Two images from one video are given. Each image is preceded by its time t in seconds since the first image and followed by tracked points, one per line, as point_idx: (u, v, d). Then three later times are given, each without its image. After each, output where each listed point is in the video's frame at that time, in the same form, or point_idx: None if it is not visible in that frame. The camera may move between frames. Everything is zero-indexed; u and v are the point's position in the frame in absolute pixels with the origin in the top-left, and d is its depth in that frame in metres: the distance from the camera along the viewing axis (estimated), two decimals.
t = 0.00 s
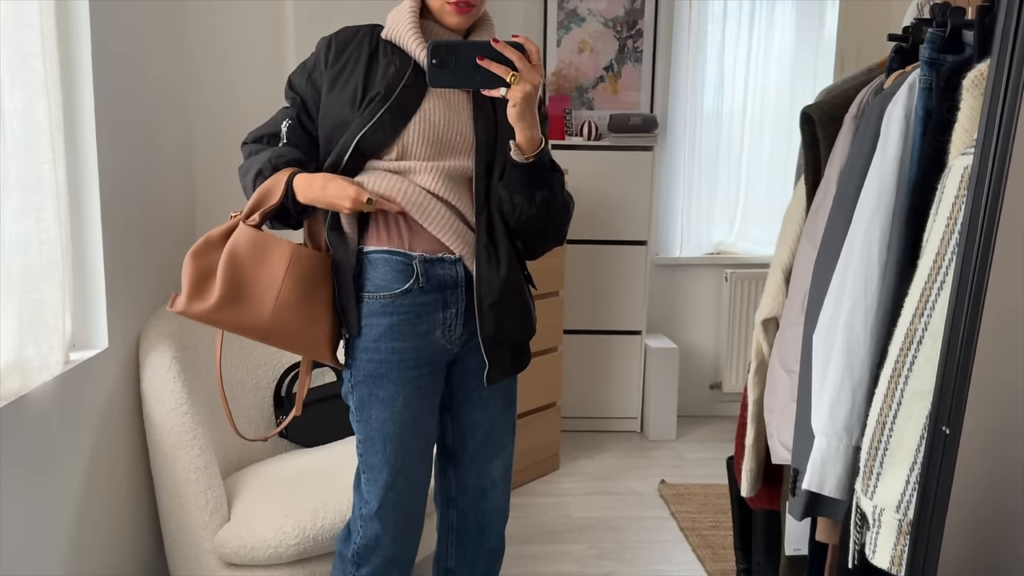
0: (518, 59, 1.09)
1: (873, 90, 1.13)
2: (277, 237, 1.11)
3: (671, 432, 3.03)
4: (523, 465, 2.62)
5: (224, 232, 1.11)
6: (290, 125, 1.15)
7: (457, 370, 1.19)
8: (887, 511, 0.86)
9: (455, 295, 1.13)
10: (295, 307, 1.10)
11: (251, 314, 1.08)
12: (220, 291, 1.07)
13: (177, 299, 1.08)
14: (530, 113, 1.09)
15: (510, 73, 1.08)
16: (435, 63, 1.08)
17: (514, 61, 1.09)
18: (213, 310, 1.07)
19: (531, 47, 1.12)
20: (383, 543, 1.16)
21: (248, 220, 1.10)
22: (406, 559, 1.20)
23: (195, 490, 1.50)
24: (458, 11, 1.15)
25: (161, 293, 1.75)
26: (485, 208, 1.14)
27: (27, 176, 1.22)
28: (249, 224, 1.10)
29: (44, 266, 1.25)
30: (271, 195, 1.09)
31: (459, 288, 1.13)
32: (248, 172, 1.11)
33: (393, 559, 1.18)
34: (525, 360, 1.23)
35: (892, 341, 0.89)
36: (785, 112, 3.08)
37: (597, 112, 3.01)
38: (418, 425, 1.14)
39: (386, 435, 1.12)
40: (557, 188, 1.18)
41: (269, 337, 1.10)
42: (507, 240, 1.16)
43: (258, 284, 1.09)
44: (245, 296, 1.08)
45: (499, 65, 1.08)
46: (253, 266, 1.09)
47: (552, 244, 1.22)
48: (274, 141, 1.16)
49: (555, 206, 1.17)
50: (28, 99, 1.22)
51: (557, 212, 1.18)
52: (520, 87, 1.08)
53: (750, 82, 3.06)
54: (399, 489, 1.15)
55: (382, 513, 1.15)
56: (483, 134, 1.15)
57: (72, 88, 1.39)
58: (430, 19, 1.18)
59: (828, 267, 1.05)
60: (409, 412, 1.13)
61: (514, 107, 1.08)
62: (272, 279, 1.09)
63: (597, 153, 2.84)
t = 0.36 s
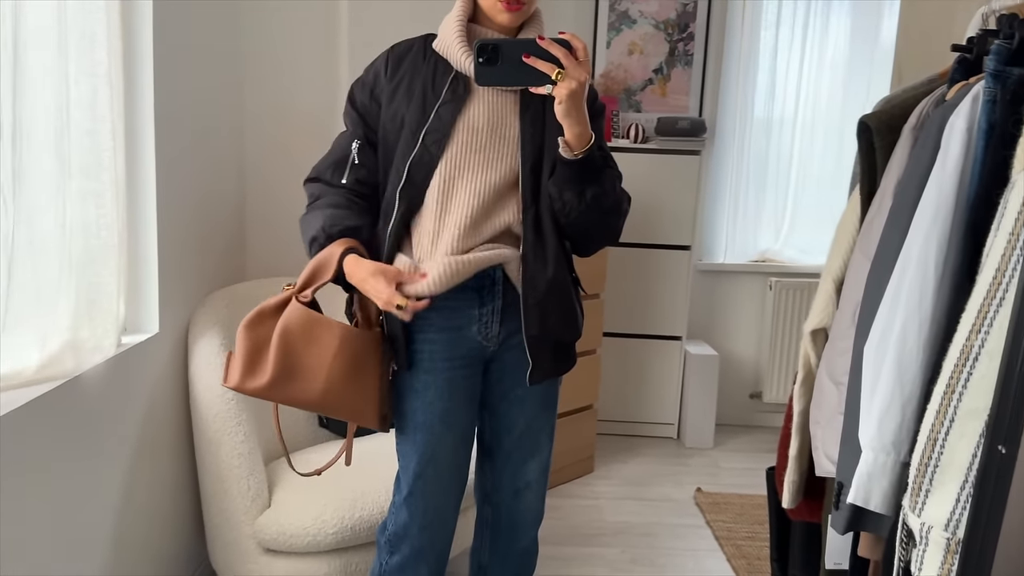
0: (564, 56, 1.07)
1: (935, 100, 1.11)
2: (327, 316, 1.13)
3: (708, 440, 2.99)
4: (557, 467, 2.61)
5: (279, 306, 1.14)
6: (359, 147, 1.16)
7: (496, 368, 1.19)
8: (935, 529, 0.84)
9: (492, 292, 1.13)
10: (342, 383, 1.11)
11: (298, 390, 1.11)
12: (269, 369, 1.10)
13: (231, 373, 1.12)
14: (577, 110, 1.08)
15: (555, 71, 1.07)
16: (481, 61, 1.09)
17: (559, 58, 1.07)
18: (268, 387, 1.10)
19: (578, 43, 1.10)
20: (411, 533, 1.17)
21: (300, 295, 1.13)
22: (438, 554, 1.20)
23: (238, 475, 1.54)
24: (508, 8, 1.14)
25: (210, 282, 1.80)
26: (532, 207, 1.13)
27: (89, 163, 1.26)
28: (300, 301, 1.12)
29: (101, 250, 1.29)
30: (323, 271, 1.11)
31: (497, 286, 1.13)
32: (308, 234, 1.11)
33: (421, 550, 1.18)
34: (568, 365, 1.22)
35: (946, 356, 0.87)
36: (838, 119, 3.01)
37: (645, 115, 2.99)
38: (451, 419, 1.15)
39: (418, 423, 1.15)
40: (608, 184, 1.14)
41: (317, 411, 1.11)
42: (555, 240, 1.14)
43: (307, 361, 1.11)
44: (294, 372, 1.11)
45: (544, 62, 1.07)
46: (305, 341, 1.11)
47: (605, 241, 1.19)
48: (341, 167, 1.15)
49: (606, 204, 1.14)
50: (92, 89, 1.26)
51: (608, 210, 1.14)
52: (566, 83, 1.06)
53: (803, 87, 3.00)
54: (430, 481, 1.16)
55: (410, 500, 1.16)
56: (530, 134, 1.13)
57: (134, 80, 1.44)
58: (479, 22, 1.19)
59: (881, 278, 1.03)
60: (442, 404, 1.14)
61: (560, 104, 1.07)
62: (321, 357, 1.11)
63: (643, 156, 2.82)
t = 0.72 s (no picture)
0: (590, 49, 1.07)
1: (971, 106, 1.09)
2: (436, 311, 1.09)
3: (728, 441, 2.97)
4: (575, 464, 2.62)
5: (380, 303, 1.08)
6: (411, 143, 1.14)
7: (515, 362, 1.19)
8: (960, 539, 0.82)
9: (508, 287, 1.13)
10: (455, 380, 1.09)
11: (417, 390, 1.06)
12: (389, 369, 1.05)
13: (341, 377, 1.04)
14: (603, 102, 1.07)
15: (581, 63, 1.07)
16: (507, 57, 1.08)
17: (585, 50, 1.07)
18: (397, 387, 1.05)
19: (603, 36, 1.11)
20: (424, 519, 1.19)
21: (407, 288, 1.08)
22: (452, 543, 1.21)
23: (262, 462, 1.56)
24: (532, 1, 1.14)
25: (237, 271, 1.82)
26: (560, 199, 1.13)
27: (123, 150, 1.29)
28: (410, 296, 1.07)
29: (132, 236, 1.31)
30: (426, 265, 1.08)
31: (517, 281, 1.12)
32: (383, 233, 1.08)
33: (436, 537, 1.19)
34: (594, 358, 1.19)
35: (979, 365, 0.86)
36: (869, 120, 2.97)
37: (673, 114, 2.97)
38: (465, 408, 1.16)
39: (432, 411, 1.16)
40: (639, 172, 1.14)
41: (433, 410, 1.08)
42: (581, 233, 1.13)
43: (422, 359, 1.07)
44: (411, 372, 1.06)
45: (570, 55, 1.08)
46: (420, 337, 1.07)
47: (636, 231, 1.18)
48: (394, 165, 1.14)
49: (636, 193, 1.13)
50: (128, 77, 1.28)
51: (639, 199, 1.14)
52: (592, 76, 1.06)
53: (834, 89, 2.97)
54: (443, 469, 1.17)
55: (424, 487, 1.18)
56: (558, 127, 1.13)
57: (168, 69, 1.46)
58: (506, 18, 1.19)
59: (912, 285, 1.02)
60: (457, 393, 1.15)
61: (586, 97, 1.06)
62: (435, 353, 1.08)
63: (670, 155, 2.80)
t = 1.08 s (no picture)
0: (599, 45, 1.06)
1: (969, 108, 1.09)
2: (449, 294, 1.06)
3: (731, 440, 2.97)
4: (577, 461, 2.62)
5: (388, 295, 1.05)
6: (414, 144, 1.14)
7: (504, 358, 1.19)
8: (950, 542, 0.83)
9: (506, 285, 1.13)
10: (475, 360, 1.05)
11: (435, 375, 1.03)
12: (403, 356, 1.03)
13: (356, 370, 1.03)
14: (611, 97, 1.07)
15: (590, 59, 1.06)
16: (517, 51, 1.09)
17: (595, 46, 1.06)
18: (410, 372, 1.02)
19: (613, 30, 1.09)
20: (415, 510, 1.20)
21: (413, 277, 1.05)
22: (444, 537, 1.22)
23: (263, 458, 1.57)
24: None
25: (240, 269, 1.83)
26: (564, 195, 1.13)
27: (125, 147, 1.30)
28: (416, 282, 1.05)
29: (134, 234, 1.32)
30: (430, 252, 1.05)
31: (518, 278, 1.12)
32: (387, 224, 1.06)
33: (427, 528, 1.20)
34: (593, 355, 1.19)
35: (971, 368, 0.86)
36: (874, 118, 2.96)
37: (678, 111, 2.97)
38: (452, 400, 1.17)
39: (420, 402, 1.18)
40: (645, 168, 1.14)
41: (457, 394, 1.04)
42: (585, 229, 1.14)
43: (436, 343, 1.04)
44: (427, 356, 1.04)
45: (579, 51, 1.07)
46: (432, 322, 1.04)
47: (643, 227, 1.18)
48: (397, 165, 1.14)
49: (643, 188, 1.13)
50: (130, 75, 1.29)
51: (646, 194, 1.13)
52: (601, 71, 1.05)
53: (840, 87, 2.95)
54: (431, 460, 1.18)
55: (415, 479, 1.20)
56: (560, 123, 1.13)
57: (171, 67, 1.46)
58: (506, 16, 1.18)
59: (908, 287, 1.02)
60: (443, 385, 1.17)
61: (594, 92, 1.06)
62: (450, 336, 1.04)
63: (674, 153, 2.80)
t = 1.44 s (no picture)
0: (594, 41, 1.06)
1: (961, 91, 1.09)
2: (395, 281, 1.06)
3: (729, 429, 2.98)
4: (576, 452, 2.63)
5: (339, 282, 1.06)
6: (395, 134, 1.14)
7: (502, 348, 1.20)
8: (946, 524, 0.83)
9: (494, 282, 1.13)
10: (416, 349, 1.04)
11: (373, 359, 1.03)
12: (341, 339, 1.02)
13: (295, 350, 1.03)
14: (605, 95, 1.06)
15: (585, 56, 1.06)
16: (512, 45, 1.08)
17: (590, 42, 1.06)
18: (338, 356, 1.01)
19: (609, 28, 1.09)
20: (415, 501, 1.21)
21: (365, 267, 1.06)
22: (444, 527, 1.22)
23: (263, 452, 1.57)
24: None
25: (236, 265, 1.83)
26: (549, 191, 1.12)
27: (120, 143, 1.29)
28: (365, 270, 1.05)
29: (130, 230, 1.32)
30: (386, 245, 1.05)
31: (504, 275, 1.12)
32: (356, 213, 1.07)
33: (427, 519, 1.21)
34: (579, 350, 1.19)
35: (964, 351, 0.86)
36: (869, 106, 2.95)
37: (673, 102, 2.96)
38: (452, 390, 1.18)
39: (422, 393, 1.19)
40: (636, 166, 1.12)
41: (392, 380, 1.03)
42: (569, 225, 1.12)
43: (378, 329, 1.04)
44: (365, 340, 1.03)
45: (574, 47, 1.07)
46: (374, 307, 1.04)
47: (630, 225, 1.17)
48: (376, 155, 1.14)
49: (633, 186, 1.11)
50: (123, 71, 1.29)
51: (635, 192, 1.12)
52: (595, 69, 1.05)
53: (835, 75, 2.95)
54: (431, 451, 1.18)
55: (416, 470, 1.20)
56: (551, 121, 1.13)
57: (165, 62, 1.46)
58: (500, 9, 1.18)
59: (903, 271, 1.02)
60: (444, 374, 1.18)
61: (588, 89, 1.06)
62: (392, 322, 1.04)
63: (669, 143, 2.80)
